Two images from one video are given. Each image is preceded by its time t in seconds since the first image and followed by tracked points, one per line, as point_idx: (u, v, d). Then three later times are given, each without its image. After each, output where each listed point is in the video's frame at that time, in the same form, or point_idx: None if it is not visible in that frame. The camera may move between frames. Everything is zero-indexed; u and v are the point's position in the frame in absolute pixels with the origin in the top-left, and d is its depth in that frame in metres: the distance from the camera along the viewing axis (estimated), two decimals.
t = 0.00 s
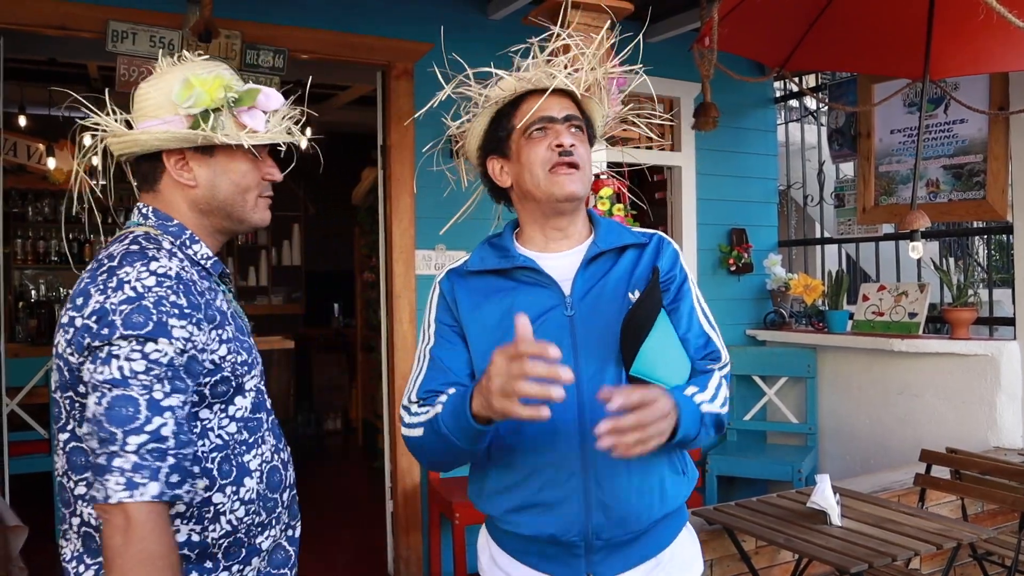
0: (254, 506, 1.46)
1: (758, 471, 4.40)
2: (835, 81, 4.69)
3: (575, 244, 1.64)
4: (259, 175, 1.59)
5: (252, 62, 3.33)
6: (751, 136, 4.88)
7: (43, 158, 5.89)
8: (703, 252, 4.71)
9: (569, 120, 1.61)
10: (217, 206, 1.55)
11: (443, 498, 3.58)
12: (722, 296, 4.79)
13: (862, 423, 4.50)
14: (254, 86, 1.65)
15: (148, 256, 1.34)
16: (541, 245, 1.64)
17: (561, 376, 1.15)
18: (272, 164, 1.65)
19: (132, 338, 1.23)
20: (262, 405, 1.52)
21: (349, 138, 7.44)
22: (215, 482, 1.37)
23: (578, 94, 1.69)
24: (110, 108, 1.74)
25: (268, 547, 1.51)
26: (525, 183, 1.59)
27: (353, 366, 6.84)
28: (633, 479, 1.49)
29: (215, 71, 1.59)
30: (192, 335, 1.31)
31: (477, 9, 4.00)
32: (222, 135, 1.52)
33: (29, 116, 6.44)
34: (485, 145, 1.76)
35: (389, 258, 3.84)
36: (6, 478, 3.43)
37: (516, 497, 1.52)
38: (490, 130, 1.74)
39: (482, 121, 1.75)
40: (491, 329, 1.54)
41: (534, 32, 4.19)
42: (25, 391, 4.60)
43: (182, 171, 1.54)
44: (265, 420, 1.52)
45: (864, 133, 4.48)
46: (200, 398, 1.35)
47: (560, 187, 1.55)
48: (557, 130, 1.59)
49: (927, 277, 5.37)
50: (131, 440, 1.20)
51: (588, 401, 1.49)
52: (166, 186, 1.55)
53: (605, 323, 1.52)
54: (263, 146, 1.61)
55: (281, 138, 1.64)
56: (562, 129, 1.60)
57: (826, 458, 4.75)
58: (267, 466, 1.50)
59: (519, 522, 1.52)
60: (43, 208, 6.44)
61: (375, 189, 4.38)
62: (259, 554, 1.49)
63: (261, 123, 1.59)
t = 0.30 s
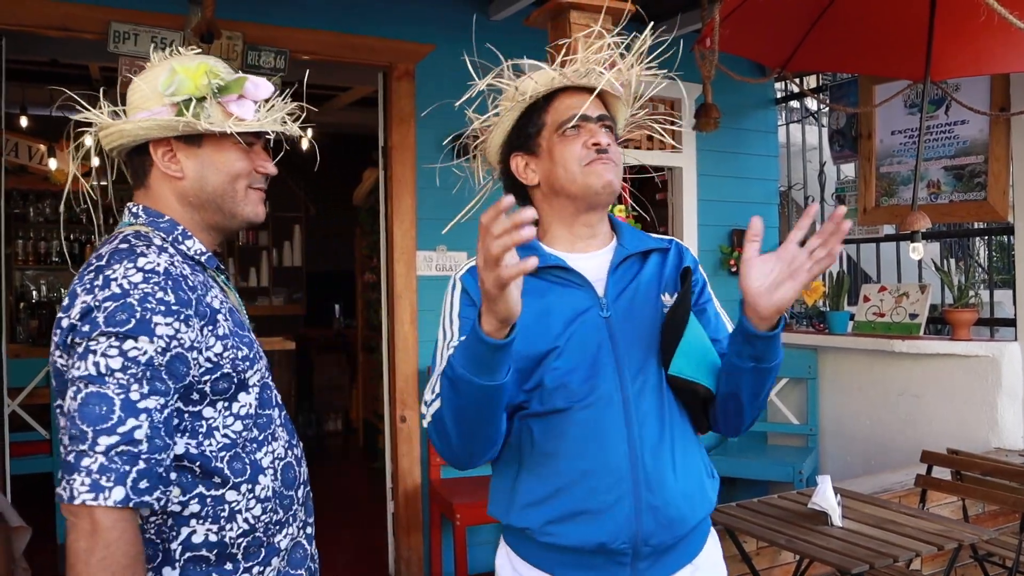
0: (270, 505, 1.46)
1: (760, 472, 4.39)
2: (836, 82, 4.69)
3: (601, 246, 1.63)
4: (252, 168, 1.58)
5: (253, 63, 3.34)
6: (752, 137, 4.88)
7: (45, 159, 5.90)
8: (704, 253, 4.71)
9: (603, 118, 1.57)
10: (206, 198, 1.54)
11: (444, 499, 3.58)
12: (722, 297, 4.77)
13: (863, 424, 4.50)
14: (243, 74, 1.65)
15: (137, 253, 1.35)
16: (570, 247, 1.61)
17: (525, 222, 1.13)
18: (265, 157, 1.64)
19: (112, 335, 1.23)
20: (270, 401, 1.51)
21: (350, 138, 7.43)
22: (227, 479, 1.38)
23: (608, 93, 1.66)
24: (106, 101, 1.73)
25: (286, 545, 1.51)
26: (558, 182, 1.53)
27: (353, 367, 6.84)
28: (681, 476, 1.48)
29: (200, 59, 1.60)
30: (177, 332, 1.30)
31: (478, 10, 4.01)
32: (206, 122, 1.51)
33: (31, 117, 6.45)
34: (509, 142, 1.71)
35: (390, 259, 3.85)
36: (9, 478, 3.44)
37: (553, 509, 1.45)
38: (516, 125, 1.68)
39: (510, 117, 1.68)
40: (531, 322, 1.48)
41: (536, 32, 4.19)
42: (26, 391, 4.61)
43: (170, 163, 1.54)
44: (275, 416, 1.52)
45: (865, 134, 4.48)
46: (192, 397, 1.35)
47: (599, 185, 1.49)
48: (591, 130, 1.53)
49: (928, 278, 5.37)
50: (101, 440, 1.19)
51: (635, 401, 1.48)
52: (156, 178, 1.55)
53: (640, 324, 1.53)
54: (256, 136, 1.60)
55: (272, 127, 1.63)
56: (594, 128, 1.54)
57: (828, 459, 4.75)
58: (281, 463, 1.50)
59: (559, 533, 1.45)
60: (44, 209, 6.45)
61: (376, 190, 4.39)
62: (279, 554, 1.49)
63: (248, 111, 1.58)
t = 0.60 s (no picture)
0: (283, 519, 1.46)
1: (761, 474, 4.39)
2: (836, 84, 4.70)
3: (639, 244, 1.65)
4: (258, 160, 1.59)
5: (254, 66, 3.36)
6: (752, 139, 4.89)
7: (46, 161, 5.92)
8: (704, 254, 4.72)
9: (644, 110, 1.59)
10: (210, 192, 1.54)
11: (445, 500, 3.58)
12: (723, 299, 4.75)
13: (864, 426, 4.51)
14: (247, 62, 1.66)
15: (132, 262, 1.33)
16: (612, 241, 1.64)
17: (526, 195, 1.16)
18: (271, 150, 1.64)
19: (123, 355, 1.22)
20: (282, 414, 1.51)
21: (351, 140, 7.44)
22: (235, 495, 1.38)
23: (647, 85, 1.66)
24: (108, 95, 1.74)
25: (300, 562, 1.51)
26: (602, 175, 1.56)
27: (353, 368, 6.85)
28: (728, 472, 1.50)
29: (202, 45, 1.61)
30: (189, 344, 1.30)
31: (479, 12, 4.02)
32: (208, 109, 1.52)
33: (32, 119, 6.47)
34: (549, 137, 1.70)
35: (391, 260, 3.85)
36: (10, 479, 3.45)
37: (601, 515, 1.44)
38: (553, 121, 1.67)
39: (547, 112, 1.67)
40: (581, 320, 1.48)
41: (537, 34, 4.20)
42: (27, 393, 4.62)
43: (172, 155, 1.55)
44: (286, 424, 1.52)
45: (865, 136, 4.49)
46: (208, 409, 1.36)
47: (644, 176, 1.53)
48: (635, 122, 1.56)
49: (928, 279, 5.38)
50: (143, 466, 1.20)
51: (687, 400, 1.49)
52: (159, 172, 1.56)
53: (686, 323, 1.56)
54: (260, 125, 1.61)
55: (278, 115, 1.63)
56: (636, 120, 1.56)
57: (828, 461, 4.76)
58: (294, 474, 1.51)
59: (610, 539, 1.43)
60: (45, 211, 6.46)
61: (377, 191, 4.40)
62: (295, 568, 1.50)
63: (253, 99, 1.58)
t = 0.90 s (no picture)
0: (314, 530, 1.48)
1: (765, 472, 4.39)
2: (839, 83, 4.70)
3: (645, 243, 1.63)
4: (283, 154, 1.59)
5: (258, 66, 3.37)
6: (755, 137, 4.89)
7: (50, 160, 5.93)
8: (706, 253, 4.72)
9: (648, 111, 1.54)
10: (233, 184, 1.54)
11: (448, 499, 3.59)
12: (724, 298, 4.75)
13: (865, 425, 4.51)
14: (274, 54, 1.66)
15: (171, 260, 1.32)
16: (614, 241, 1.62)
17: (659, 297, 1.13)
18: (296, 146, 1.65)
19: (170, 357, 1.22)
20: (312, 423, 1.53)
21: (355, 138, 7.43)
22: (269, 505, 1.40)
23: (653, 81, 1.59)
24: (130, 89, 1.73)
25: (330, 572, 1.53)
26: (599, 183, 1.54)
27: (356, 367, 6.86)
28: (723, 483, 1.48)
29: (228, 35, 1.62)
30: (231, 345, 1.30)
31: (482, 11, 4.02)
32: (233, 97, 1.52)
33: (36, 118, 6.48)
34: (550, 135, 1.68)
35: (394, 260, 3.86)
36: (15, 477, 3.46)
37: (595, 522, 1.45)
38: (555, 120, 1.66)
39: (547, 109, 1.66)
40: (575, 324, 1.47)
41: (541, 33, 4.20)
42: (31, 391, 4.64)
43: (196, 146, 1.54)
44: (315, 431, 1.53)
45: (868, 134, 4.48)
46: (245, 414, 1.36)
47: (645, 184, 1.49)
48: (635, 127, 1.52)
49: (930, 278, 5.37)
50: (192, 474, 1.20)
51: (682, 408, 1.47)
52: (181, 165, 1.55)
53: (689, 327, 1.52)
54: (285, 118, 1.61)
55: (303, 107, 1.62)
56: (638, 122, 1.53)
57: (830, 459, 4.76)
58: (323, 483, 1.52)
59: (598, 549, 1.45)
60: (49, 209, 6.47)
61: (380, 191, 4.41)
62: None
63: (279, 91, 1.58)
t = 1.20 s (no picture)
0: (314, 547, 1.50)
1: (759, 475, 4.40)
2: (830, 88, 4.73)
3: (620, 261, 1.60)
4: (294, 161, 1.60)
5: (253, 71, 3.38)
6: (748, 142, 4.92)
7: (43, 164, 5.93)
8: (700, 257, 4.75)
9: (610, 136, 1.48)
10: (239, 188, 1.55)
11: (442, 503, 3.59)
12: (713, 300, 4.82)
13: (858, 428, 4.54)
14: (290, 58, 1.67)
15: (168, 270, 1.33)
16: (583, 264, 1.59)
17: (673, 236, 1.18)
18: (307, 154, 1.66)
19: (157, 370, 1.22)
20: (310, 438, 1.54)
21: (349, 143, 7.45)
22: (264, 522, 1.42)
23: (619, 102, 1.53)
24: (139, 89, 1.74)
25: None
26: (563, 212, 1.50)
27: (350, 371, 6.85)
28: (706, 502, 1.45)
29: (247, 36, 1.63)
30: (223, 361, 1.31)
31: (476, 16, 4.04)
32: (244, 97, 1.53)
33: (29, 122, 6.48)
34: (509, 158, 1.66)
35: (388, 264, 3.87)
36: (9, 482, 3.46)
37: (574, 542, 1.45)
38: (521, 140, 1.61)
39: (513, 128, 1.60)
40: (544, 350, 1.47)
41: (534, 39, 4.22)
42: (25, 396, 4.63)
43: (204, 146, 1.56)
44: (315, 446, 1.55)
45: (859, 139, 4.52)
46: (235, 430, 1.37)
47: (609, 218, 1.45)
48: (597, 155, 1.46)
49: (922, 281, 5.40)
50: (171, 494, 1.20)
51: (654, 431, 1.45)
52: (189, 165, 1.57)
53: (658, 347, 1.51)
54: (298, 125, 1.62)
55: (317, 114, 1.63)
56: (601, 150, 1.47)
57: (823, 462, 4.79)
58: (324, 498, 1.54)
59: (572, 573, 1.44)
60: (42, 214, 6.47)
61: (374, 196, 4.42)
62: None
63: (292, 95, 1.59)
